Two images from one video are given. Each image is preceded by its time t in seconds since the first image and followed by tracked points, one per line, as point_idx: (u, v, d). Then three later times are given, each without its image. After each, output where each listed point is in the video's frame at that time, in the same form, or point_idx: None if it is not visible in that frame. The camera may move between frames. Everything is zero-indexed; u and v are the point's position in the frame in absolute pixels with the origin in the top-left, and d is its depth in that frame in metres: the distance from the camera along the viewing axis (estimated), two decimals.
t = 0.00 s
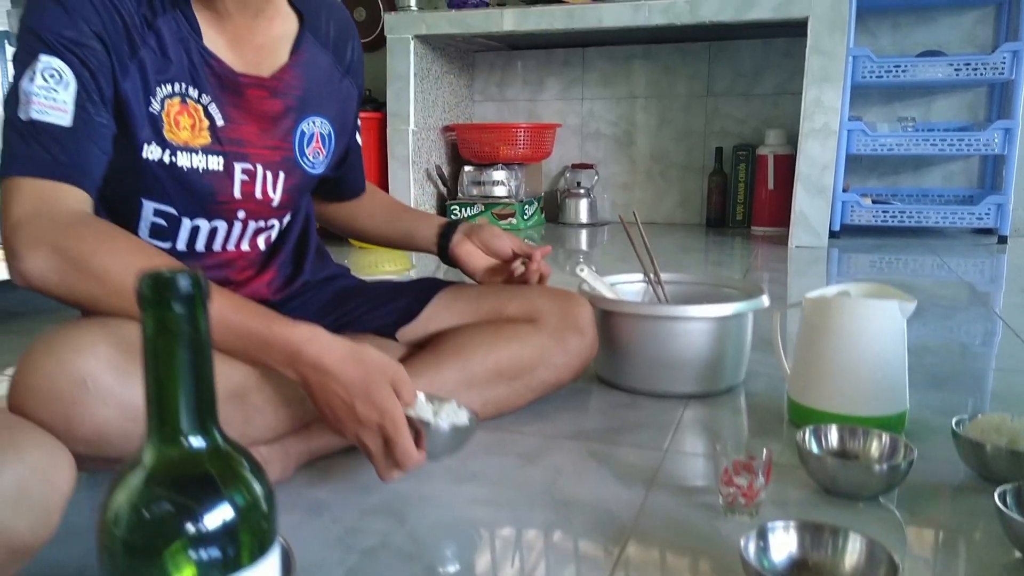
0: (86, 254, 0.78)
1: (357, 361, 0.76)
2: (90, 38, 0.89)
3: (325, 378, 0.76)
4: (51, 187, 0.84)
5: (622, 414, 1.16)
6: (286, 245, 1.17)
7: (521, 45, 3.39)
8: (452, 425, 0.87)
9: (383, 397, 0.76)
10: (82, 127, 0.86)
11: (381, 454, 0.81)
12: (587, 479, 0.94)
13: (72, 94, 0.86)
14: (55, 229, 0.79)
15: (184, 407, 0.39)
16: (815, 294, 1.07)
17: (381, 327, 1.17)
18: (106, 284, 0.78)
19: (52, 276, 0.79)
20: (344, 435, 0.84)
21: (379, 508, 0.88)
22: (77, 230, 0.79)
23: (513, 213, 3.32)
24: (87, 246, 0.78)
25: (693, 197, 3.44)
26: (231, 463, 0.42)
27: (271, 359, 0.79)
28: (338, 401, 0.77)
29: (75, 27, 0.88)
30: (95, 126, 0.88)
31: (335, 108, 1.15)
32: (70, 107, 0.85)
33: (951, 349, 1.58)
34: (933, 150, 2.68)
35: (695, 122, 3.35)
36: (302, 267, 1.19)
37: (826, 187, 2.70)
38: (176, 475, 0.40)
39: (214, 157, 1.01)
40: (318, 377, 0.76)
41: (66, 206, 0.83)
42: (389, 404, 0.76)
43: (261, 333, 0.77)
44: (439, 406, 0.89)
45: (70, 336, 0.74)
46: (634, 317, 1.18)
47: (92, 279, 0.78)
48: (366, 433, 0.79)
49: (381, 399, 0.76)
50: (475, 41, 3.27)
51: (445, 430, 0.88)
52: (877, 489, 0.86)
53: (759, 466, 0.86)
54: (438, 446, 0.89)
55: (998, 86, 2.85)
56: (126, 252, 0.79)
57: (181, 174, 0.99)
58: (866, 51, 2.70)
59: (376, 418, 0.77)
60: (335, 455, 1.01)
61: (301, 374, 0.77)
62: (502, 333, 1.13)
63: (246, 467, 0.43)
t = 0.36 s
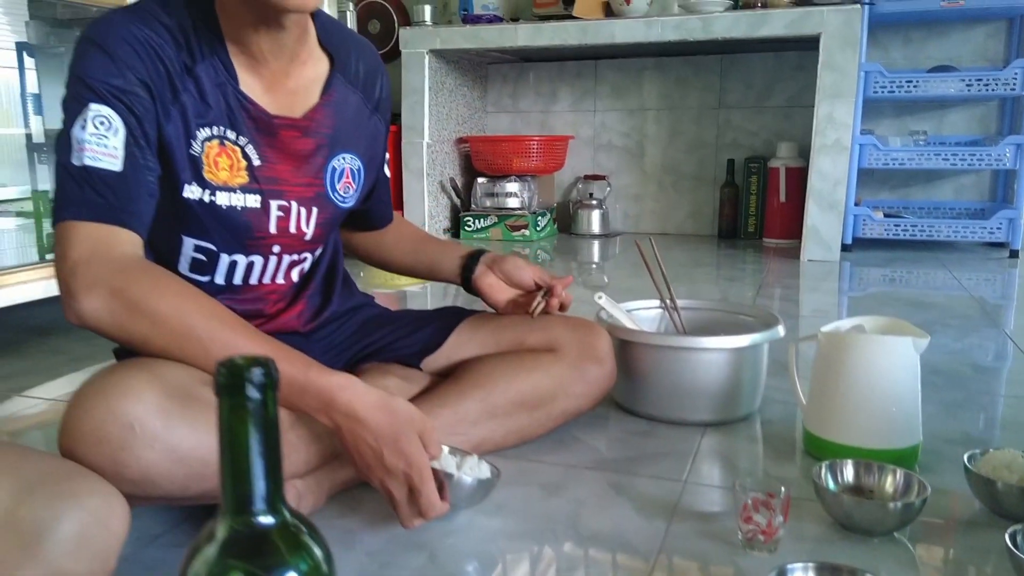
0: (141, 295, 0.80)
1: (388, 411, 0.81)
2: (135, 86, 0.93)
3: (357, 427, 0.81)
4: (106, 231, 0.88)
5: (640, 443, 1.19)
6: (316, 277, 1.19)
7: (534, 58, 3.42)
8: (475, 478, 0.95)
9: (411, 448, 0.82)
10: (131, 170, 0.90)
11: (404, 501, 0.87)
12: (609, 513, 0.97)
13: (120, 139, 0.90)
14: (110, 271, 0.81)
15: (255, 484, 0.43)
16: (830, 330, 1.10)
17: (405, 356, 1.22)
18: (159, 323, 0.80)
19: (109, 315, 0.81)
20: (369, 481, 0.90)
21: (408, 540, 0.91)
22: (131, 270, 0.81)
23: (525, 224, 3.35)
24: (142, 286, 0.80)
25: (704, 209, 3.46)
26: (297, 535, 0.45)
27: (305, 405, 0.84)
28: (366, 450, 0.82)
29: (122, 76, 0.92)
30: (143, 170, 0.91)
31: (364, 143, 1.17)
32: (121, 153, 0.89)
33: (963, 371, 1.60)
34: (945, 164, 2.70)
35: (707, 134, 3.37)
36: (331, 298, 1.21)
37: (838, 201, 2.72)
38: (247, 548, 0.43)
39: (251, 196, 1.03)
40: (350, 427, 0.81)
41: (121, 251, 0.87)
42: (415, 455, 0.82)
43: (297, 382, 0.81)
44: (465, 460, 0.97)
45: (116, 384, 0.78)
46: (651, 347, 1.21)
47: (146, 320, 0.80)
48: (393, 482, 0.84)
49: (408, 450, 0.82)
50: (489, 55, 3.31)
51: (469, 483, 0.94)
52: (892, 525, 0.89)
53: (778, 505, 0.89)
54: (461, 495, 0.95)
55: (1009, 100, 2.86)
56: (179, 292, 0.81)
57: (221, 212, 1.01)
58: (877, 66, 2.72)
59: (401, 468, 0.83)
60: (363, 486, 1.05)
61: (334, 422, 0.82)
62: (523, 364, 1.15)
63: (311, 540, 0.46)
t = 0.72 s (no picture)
0: (215, 319, 0.85)
1: (447, 437, 0.83)
2: (204, 115, 0.96)
3: (416, 452, 0.83)
4: (183, 258, 0.90)
5: (683, 463, 1.21)
6: (368, 295, 1.22)
7: (567, 66, 3.44)
8: (526, 503, 0.96)
9: (466, 475, 0.84)
10: (201, 197, 0.93)
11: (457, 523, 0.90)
12: (656, 534, 0.99)
13: (190, 166, 0.93)
14: (186, 296, 0.86)
15: (350, 523, 0.46)
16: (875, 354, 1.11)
17: (451, 374, 1.25)
18: (232, 346, 0.84)
19: (186, 338, 0.85)
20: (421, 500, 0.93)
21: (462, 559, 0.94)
22: (205, 296, 0.86)
23: (558, 232, 3.37)
24: (216, 309, 0.85)
25: (738, 217, 3.46)
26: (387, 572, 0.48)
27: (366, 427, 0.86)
28: (422, 475, 0.85)
29: (192, 107, 0.95)
30: (212, 197, 0.95)
31: (413, 165, 1.19)
32: (193, 181, 0.92)
33: (1004, 388, 1.60)
34: (983, 176, 2.68)
35: (740, 142, 3.37)
36: (381, 317, 1.24)
37: (874, 212, 2.71)
38: None
39: (309, 219, 1.06)
40: (409, 451, 0.83)
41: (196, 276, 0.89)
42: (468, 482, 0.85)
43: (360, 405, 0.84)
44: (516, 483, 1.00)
45: (192, 409, 0.83)
46: (693, 367, 1.23)
47: (220, 343, 0.84)
48: (446, 505, 0.87)
49: (464, 477, 0.84)
50: (523, 64, 3.33)
51: (520, 508, 0.96)
52: (938, 551, 0.89)
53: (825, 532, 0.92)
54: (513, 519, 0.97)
55: None
56: (251, 316, 0.86)
57: (282, 236, 1.04)
58: (914, 76, 2.71)
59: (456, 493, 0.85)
60: (415, 502, 1.08)
61: (392, 444, 0.84)
62: (569, 383, 1.18)
63: None
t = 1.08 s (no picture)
0: (298, 333, 0.88)
1: (511, 457, 0.86)
2: (276, 134, 0.99)
3: (482, 468, 0.86)
4: (261, 271, 0.94)
5: (738, 477, 1.22)
6: (428, 306, 1.24)
7: (615, 72, 3.45)
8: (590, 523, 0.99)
9: (529, 491, 0.87)
10: (275, 212, 0.96)
11: (520, 539, 0.92)
12: (715, 549, 1.01)
13: (264, 182, 0.96)
14: (267, 311, 0.90)
15: (440, 544, 0.48)
16: (935, 373, 1.11)
17: (509, 386, 1.27)
18: (313, 359, 0.88)
19: (267, 350, 0.89)
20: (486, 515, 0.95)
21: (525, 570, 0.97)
22: (287, 310, 0.90)
23: (605, 237, 3.38)
24: (298, 323, 0.89)
25: (787, 223, 3.44)
26: None
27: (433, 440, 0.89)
28: (485, 490, 0.87)
29: (264, 126, 0.98)
30: (286, 212, 0.98)
31: (471, 178, 1.21)
32: (268, 198, 0.95)
33: None
34: None
35: (790, 148, 3.35)
36: (440, 328, 1.27)
37: (929, 220, 2.67)
38: None
39: (370, 231, 1.08)
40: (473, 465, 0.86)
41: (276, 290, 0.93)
42: (530, 497, 0.87)
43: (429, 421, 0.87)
44: (580, 501, 1.05)
45: (276, 421, 0.87)
46: (748, 381, 1.24)
47: (302, 355, 0.88)
48: (511, 522, 0.89)
49: (525, 492, 0.87)
50: (571, 70, 3.35)
51: (585, 527, 0.99)
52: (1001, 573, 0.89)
53: (887, 550, 0.92)
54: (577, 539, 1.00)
55: None
56: (329, 330, 0.90)
57: (347, 248, 1.07)
58: (971, 82, 2.67)
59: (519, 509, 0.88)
60: (476, 512, 1.11)
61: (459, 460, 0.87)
62: (627, 398, 1.20)
63: None
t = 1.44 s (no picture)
0: (328, 352, 0.92)
1: (534, 472, 0.90)
2: (306, 158, 1.02)
3: (507, 485, 0.89)
4: (293, 292, 0.97)
5: (759, 492, 1.23)
6: (454, 323, 1.27)
7: (642, 78, 3.45)
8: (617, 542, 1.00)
9: (552, 508, 0.90)
10: (304, 235, 0.99)
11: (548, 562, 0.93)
12: (736, 565, 1.02)
13: (295, 206, 0.99)
14: (301, 331, 0.93)
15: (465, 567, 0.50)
16: (959, 391, 1.11)
17: (535, 399, 1.29)
18: (343, 378, 0.92)
19: (300, 369, 0.93)
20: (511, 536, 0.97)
21: None
22: (320, 330, 0.94)
23: (630, 244, 3.39)
24: (331, 344, 0.92)
25: (815, 230, 3.42)
26: None
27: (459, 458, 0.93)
28: (516, 510, 0.91)
29: (294, 151, 1.01)
30: (316, 234, 1.01)
31: (497, 199, 1.23)
32: (300, 221, 0.99)
33: None
34: None
35: (819, 154, 3.33)
36: (467, 343, 1.29)
37: (959, 229, 2.65)
38: None
39: (393, 251, 1.11)
40: (504, 485, 0.90)
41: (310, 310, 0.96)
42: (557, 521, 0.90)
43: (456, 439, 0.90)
44: (608, 522, 1.06)
45: (305, 437, 0.90)
46: (772, 397, 1.25)
47: (333, 375, 0.92)
48: (535, 541, 0.91)
49: (553, 513, 0.90)
50: (597, 77, 3.37)
51: (612, 545, 0.99)
52: None
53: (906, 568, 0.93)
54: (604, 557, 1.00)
55: None
56: (359, 351, 0.93)
57: (373, 268, 1.10)
58: (1003, 89, 2.64)
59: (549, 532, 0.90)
60: (500, 524, 1.14)
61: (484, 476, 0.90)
62: (650, 413, 1.21)
63: None
